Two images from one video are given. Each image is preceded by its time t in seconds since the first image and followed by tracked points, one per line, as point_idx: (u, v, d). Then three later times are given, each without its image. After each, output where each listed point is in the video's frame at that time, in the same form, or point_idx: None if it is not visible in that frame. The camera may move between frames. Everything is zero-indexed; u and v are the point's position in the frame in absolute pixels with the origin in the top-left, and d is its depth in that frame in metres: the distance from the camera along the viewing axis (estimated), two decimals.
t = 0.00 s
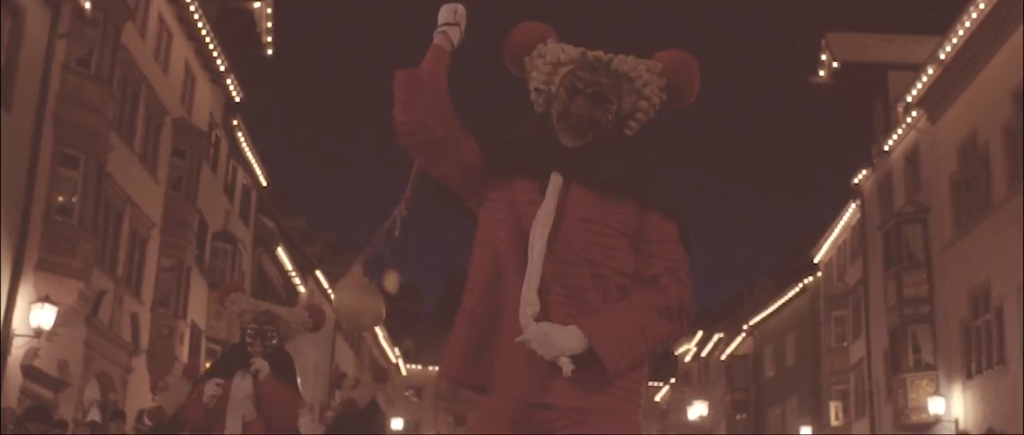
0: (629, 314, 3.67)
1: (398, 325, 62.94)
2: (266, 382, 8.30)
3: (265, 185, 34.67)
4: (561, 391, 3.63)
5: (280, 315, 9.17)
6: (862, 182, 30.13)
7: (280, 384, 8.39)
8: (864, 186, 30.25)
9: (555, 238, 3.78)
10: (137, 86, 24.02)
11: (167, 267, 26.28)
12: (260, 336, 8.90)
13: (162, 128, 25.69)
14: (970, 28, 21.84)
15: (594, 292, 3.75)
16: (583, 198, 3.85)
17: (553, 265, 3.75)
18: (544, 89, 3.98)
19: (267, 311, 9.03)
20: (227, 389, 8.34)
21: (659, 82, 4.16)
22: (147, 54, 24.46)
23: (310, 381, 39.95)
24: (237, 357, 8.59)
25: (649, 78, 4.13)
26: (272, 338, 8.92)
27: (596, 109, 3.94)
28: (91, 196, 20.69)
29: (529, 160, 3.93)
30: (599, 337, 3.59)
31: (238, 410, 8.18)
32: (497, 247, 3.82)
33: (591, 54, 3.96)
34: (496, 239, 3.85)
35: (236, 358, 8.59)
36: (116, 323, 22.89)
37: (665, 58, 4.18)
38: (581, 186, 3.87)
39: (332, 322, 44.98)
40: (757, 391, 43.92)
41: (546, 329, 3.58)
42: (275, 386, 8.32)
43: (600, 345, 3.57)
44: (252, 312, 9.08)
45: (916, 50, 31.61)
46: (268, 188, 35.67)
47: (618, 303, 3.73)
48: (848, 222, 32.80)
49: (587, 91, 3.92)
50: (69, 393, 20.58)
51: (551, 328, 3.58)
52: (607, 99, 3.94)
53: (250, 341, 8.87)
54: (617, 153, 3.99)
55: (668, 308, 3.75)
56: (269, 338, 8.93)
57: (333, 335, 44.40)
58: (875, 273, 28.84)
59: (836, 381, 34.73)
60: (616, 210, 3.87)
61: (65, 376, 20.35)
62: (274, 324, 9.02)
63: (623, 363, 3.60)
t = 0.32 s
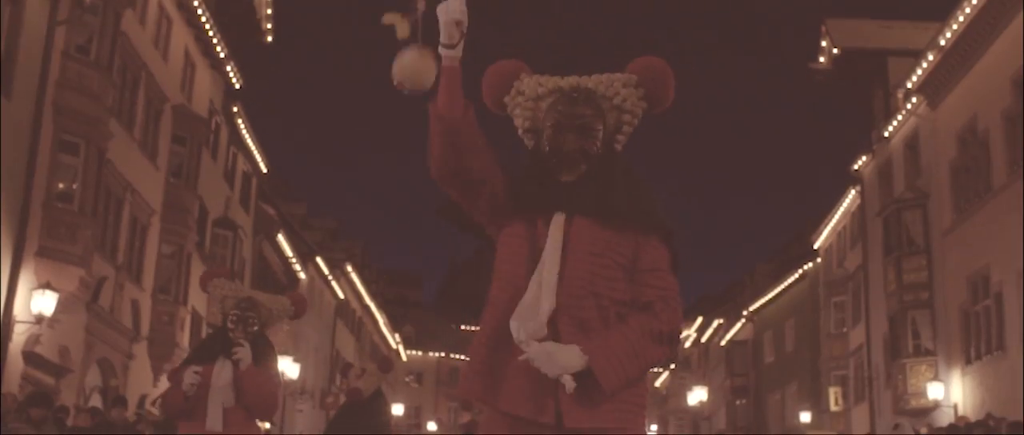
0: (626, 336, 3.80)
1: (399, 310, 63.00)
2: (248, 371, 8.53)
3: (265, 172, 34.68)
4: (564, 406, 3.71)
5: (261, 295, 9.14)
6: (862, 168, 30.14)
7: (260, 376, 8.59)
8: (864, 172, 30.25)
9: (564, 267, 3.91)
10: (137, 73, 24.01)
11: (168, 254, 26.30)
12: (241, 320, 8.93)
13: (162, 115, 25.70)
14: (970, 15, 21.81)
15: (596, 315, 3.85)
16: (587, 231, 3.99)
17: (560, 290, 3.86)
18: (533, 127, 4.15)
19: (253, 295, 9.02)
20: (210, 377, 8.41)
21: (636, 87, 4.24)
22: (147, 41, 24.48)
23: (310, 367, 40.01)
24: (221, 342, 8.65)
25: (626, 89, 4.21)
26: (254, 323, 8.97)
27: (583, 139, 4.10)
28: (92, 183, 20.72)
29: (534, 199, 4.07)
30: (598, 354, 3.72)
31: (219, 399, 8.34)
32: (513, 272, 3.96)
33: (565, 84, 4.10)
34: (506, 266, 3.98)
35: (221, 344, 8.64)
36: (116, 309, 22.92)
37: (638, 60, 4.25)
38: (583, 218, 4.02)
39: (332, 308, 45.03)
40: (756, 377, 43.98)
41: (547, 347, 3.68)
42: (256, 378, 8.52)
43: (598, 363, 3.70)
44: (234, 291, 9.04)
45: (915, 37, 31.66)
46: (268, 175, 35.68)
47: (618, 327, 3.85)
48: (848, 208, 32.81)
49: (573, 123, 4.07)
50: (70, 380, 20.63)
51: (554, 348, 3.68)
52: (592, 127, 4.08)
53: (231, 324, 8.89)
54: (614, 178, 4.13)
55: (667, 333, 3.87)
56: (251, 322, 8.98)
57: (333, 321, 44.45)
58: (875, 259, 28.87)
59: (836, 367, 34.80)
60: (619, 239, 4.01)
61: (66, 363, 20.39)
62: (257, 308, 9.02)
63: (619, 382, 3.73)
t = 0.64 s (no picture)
0: (626, 362, 4.39)
1: (398, 294, 62.99)
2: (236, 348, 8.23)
3: (265, 156, 34.69)
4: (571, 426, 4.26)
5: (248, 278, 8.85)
6: (862, 152, 30.12)
7: (247, 357, 8.28)
8: (864, 156, 30.27)
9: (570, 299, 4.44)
10: (138, 56, 24.02)
11: (168, 238, 26.31)
12: (227, 303, 8.68)
13: (162, 100, 25.72)
14: None
15: (596, 343, 4.40)
16: (588, 264, 4.52)
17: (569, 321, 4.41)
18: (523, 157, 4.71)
19: (239, 276, 8.74)
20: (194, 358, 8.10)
21: (619, 118, 4.76)
22: (147, 25, 24.48)
23: (310, 350, 40.06)
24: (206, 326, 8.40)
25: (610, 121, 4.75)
26: (240, 305, 8.71)
27: (573, 175, 4.61)
28: (92, 168, 20.73)
29: (533, 234, 4.63)
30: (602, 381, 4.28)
31: (199, 379, 7.90)
32: (520, 303, 4.48)
33: (556, 121, 4.65)
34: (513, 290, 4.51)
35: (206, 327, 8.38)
36: (117, 292, 22.90)
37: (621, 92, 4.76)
38: (583, 254, 4.57)
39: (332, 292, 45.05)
40: (756, 361, 44.13)
41: (560, 377, 4.22)
42: (242, 357, 8.21)
43: (603, 390, 4.26)
44: (219, 274, 8.76)
45: (913, 21, 31.64)
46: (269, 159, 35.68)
47: (616, 352, 4.41)
48: (848, 192, 32.84)
49: (564, 162, 4.60)
50: (70, 364, 20.64)
51: (565, 375, 4.22)
52: (581, 165, 4.61)
53: (217, 307, 8.64)
54: (600, 211, 4.70)
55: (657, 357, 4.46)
56: (237, 304, 8.72)
57: (333, 305, 44.50)
58: (875, 242, 28.89)
59: (836, 351, 34.85)
60: (613, 271, 4.55)
61: (67, 346, 20.45)
62: (243, 289, 8.73)
63: (620, 404, 4.31)
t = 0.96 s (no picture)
0: (634, 367, 5.20)
1: (397, 287, 62.99)
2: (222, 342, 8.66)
3: (265, 148, 34.67)
4: (586, 433, 5.03)
5: (237, 269, 9.18)
6: (861, 144, 30.06)
7: (235, 349, 8.71)
8: (864, 148, 30.20)
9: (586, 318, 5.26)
10: (137, 49, 24.02)
11: (168, 231, 26.34)
12: (217, 295, 8.99)
13: (163, 92, 25.74)
14: None
15: (608, 351, 5.23)
16: (604, 277, 5.37)
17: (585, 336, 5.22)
18: (540, 171, 5.59)
19: (227, 269, 9.05)
20: (184, 351, 8.58)
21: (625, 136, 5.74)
22: (147, 18, 24.49)
23: (309, 343, 40.09)
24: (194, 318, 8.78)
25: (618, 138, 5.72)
26: (229, 296, 9.01)
27: (591, 182, 5.49)
28: (92, 160, 20.69)
29: (558, 239, 5.42)
30: (614, 393, 5.07)
31: (186, 373, 8.38)
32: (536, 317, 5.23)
33: (575, 136, 5.54)
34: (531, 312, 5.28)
35: (195, 322, 8.78)
36: (115, 284, 22.84)
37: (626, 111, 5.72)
38: (600, 261, 5.41)
39: (332, 285, 45.05)
40: (755, 354, 44.13)
41: (579, 388, 4.99)
42: (227, 352, 8.63)
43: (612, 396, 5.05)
44: (210, 267, 9.09)
45: (912, 14, 31.64)
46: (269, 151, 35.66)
47: (625, 360, 5.24)
48: (848, 185, 32.84)
49: (582, 169, 5.48)
50: (70, 356, 20.65)
51: (582, 387, 4.99)
52: (598, 173, 5.50)
53: (207, 300, 8.95)
54: (610, 219, 5.57)
55: (661, 364, 5.28)
56: (226, 295, 9.02)
57: (333, 297, 44.50)
58: (874, 235, 28.88)
59: (836, 344, 34.87)
60: (624, 283, 5.39)
61: (67, 339, 20.49)
62: (233, 282, 9.06)
63: (628, 406, 5.10)
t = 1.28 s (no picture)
0: (654, 335, 6.10)
1: (397, 277, 63.00)
2: (216, 336, 9.05)
3: (264, 139, 34.65)
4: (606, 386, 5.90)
5: (232, 265, 9.56)
6: (861, 134, 29.98)
7: (233, 342, 9.07)
8: (863, 139, 30.18)
9: (610, 286, 6.20)
10: (136, 39, 23.98)
11: (167, 222, 26.35)
12: (212, 290, 9.38)
13: (162, 83, 25.73)
14: None
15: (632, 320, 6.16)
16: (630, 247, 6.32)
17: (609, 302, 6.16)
18: (576, 155, 6.60)
19: (220, 265, 9.41)
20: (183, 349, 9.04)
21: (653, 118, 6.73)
22: (146, 8, 24.48)
23: (309, 333, 40.13)
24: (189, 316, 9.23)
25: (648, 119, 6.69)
26: (224, 290, 9.39)
27: (622, 164, 6.46)
28: (90, 151, 20.69)
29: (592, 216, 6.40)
30: (631, 355, 5.97)
31: (185, 371, 8.82)
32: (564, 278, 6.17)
33: (605, 122, 6.54)
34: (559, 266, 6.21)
35: (192, 320, 9.21)
36: (115, 275, 22.84)
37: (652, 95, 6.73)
38: (627, 233, 6.37)
39: (332, 275, 45.11)
40: (754, 344, 44.22)
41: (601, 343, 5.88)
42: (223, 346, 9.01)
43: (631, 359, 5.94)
44: (204, 266, 9.48)
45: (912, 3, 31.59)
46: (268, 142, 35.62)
47: (647, 330, 6.15)
48: (847, 175, 32.88)
49: (612, 152, 6.47)
50: (69, 346, 20.67)
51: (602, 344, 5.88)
52: (626, 154, 6.48)
53: (202, 296, 9.35)
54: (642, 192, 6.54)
55: (678, 337, 6.17)
56: (221, 290, 9.40)
57: (332, 288, 44.54)
58: (874, 225, 28.87)
59: (835, 334, 34.95)
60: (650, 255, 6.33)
61: (67, 329, 20.54)
62: (226, 277, 9.43)
63: (647, 367, 5.97)
